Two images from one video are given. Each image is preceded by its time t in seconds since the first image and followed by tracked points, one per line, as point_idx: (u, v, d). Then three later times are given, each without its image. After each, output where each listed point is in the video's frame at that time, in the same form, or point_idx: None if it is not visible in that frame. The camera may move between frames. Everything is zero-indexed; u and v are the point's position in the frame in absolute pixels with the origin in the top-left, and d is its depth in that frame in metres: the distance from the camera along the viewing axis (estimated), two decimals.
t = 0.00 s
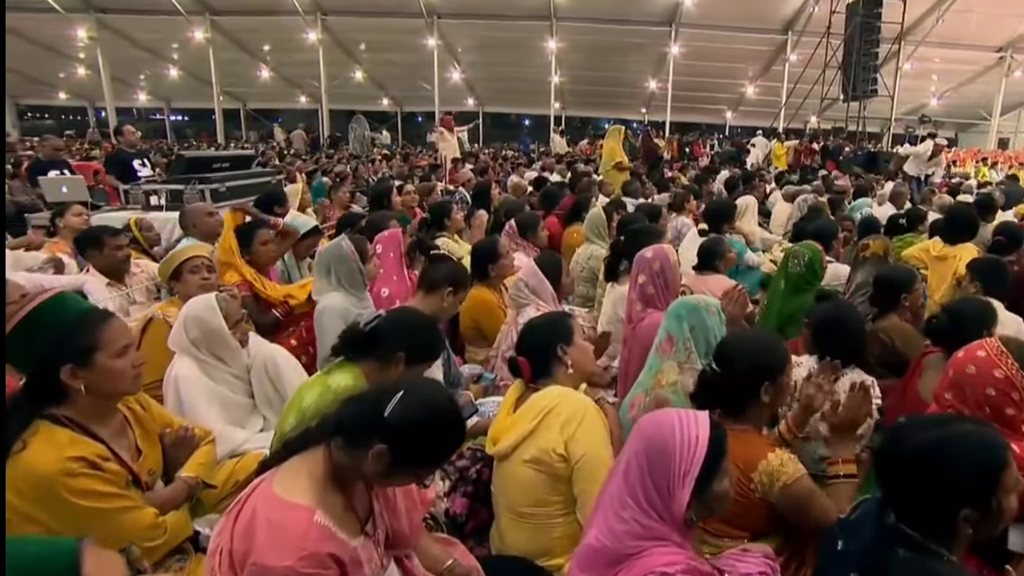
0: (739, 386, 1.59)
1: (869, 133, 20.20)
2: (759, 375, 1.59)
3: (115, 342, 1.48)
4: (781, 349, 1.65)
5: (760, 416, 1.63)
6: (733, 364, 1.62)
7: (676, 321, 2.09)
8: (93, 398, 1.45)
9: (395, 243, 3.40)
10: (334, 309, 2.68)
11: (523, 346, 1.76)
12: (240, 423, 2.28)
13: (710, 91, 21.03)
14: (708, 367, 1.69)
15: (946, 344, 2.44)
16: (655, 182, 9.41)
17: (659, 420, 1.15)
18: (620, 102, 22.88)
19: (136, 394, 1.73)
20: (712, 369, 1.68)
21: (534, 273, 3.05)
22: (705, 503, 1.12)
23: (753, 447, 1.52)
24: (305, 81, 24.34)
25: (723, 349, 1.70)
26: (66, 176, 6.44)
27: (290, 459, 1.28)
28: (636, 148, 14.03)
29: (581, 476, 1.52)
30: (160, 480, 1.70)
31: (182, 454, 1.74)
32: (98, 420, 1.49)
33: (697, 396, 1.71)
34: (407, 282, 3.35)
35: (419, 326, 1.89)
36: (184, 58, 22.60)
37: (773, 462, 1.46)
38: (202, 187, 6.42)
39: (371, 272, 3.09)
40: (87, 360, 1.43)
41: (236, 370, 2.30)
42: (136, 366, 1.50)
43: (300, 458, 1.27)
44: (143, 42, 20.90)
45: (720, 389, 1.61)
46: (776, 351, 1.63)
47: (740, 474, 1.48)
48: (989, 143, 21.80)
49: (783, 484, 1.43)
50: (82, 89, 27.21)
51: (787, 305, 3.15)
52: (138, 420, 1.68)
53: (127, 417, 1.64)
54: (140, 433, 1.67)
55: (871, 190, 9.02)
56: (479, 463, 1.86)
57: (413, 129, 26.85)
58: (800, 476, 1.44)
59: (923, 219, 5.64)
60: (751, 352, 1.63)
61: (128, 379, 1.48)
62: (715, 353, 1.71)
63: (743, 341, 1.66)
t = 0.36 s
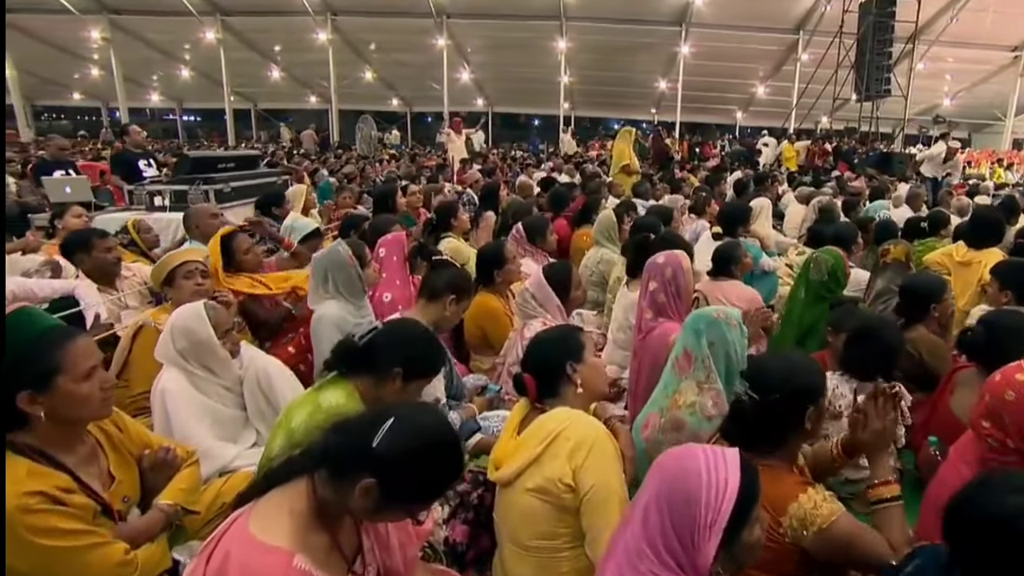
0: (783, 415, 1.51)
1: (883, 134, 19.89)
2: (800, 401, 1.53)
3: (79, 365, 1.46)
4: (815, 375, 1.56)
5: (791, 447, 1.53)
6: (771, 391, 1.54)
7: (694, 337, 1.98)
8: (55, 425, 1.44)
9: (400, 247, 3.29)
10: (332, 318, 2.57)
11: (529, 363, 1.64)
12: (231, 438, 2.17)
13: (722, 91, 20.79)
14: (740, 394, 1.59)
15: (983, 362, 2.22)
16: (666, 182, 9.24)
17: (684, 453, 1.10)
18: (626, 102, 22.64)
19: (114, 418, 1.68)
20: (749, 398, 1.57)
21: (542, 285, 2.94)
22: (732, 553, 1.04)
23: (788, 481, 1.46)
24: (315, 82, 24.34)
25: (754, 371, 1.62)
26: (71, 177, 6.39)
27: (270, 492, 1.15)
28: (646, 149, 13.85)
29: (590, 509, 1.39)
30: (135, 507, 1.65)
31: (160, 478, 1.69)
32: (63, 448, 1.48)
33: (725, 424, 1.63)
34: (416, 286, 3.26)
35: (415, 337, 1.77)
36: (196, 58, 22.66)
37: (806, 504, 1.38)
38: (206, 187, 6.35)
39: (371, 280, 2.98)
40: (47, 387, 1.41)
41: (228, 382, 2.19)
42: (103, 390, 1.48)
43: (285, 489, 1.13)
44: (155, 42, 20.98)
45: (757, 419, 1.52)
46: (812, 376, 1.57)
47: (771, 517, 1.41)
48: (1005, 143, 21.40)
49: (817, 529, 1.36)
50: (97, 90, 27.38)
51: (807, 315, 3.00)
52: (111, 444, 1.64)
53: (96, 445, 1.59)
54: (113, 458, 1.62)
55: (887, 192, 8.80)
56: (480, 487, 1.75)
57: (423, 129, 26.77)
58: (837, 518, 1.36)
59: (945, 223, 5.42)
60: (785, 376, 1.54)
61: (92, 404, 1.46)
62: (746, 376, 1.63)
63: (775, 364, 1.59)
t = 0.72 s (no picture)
0: (811, 440, 1.40)
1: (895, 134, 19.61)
2: (831, 425, 1.41)
3: (48, 373, 1.38)
4: (843, 396, 1.44)
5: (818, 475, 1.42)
6: (798, 414, 1.41)
7: (711, 351, 1.86)
8: (21, 437, 1.37)
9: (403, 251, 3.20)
10: (329, 324, 2.46)
11: (529, 381, 1.52)
12: (222, 451, 2.08)
13: (732, 91, 20.57)
14: (764, 416, 1.47)
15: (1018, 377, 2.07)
16: (676, 182, 9.08)
17: (711, 493, 1.04)
18: (635, 101, 22.45)
19: (89, 430, 1.59)
20: (774, 421, 1.45)
21: (547, 293, 2.82)
22: None
23: (815, 512, 1.37)
24: (324, 82, 24.32)
25: (778, 391, 1.50)
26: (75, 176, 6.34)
27: (243, 528, 1.04)
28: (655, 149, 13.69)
29: (598, 547, 1.27)
30: (110, 529, 1.56)
31: (138, 496, 1.59)
32: (30, 463, 1.40)
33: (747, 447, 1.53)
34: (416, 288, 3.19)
35: (413, 349, 1.65)
36: (206, 58, 22.70)
37: (837, 543, 1.30)
38: (210, 187, 6.28)
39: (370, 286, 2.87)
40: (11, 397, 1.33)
41: (218, 393, 2.09)
42: (73, 401, 1.40)
43: (262, 525, 1.02)
44: (166, 43, 21.03)
45: (784, 446, 1.40)
46: (844, 396, 1.44)
47: (800, 558, 1.32)
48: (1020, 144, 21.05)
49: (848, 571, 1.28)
50: (109, 90, 27.50)
51: (826, 323, 2.85)
52: (84, 461, 1.55)
53: (66, 463, 1.50)
54: (85, 476, 1.53)
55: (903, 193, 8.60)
56: (479, 512, 1.64)
57: (431, 129, 26.70)
58: (870, 560, 1.28)
59: (966, 226, 5.24)
60: (814, 398, 1.42)
61: (63, 415, 1.39)
62: (770, 395, 1.50)
63: (803, 381, 1.46)
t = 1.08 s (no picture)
0: (836, 469, 1.27)
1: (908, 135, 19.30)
2: (856, 456, 1.28)
3: (19, 383, 1.30)
4: (871, 419, 1.31)
5: (844, 507, 1.29)
6: (824, 444, 1.28)
7: (734, 369, 1.82)
8: None
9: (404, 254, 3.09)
10: (326, 330, 2.32)
11: (530, 404, 1.44)
12: (211, 467, 1.98)
13: (743, 91, 20.34)
14: (785, 442, 1.33)
15: None
16: (687, 183, 8.93)
17: (738, 549, 0.94)
18: (644, 102, 22.26)
19: (61, 449, 1.48)
20: (796, 449, 1.31)
21: (556, 301, 2.68)
22: None
23: (839, 545, 1.22)
24: (334, 82, 24.31)
25: (801, 413, 1.36)
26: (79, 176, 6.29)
27: None
28: (664, 149, 13.53)
29: None
30: (81, 554, 1.45)
31: (115, 517, 1.49)
32: None
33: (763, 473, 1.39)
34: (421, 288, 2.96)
35: (409, 364, 1.54)
36: (216, 58, 22.75)
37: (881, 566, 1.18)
38: (213, 188, 6.21)
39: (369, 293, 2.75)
40: None
41: (206, 405, 1.98)
42: (45, 413, 1.32)
43: None
44: (177, 43, 21.08)
45: (807, 475, 1.28)
46: (876, 422, 1.32)
47: None
48: None
49: None
50: (122, 90, 27.64)
51: (847, 332, 2.70)
52: (55, 480, 1.44)
53: (36, 481, 1.40)
54: (55, 497, 1.43)
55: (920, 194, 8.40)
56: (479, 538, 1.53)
57: (440, 129, 26.64)
58: None
59: (987, 230, 5.06)
60: (842, 427, 1.28)
61: (32, 427, 1.30)
62: (791, 418, 1.37)
63: (829, 404, 1.33)
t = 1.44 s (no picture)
0: (861, 503, 1.16)
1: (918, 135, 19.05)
2: (885, 489, 1.17)
3: None
4: (901, 448, 1.21)
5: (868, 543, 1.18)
6: (849, 476, 1.17)
7: (748, 387, 1.72)
8: None
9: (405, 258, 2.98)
10: (321, 338, 2.18)
11: (527, 429, 1.37)
12: (197, 484, 1.88)
13: (751, 91, 20.15)
14: (805, 473, 1.21)
15: None
16: (696, 184, 8.80)
17: None
18: (652, 102, 22.09)
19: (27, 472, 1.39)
20: (819, 482, 1.19)
21: (559, 306, 2.52)
22: None
23: None
24: (342, 82, 24.30)
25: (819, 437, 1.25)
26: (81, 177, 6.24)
27: None
28: (672, 150, 13.38)
29: None
30: None
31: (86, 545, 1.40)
32: None
33: (778, 503, 1.27)
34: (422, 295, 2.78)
35: (404, 381, 1.44)
36: (225, 59, 22.79)
37: None
38: (215, 189, 6.15)
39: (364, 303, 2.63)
40: None
41: (192, 418, 1.89)
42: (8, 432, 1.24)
43: None
44: (186, 44, 21.13)
45: (830, 511, 1.16)
46: (906, 454, 1.20)
47: None
48: None
49: None
50: (132, 91, 27.77)
51: (866, 341, 2.57)
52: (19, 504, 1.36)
53: None
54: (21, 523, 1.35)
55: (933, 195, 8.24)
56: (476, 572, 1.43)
57: (447, 129, 26.58)
58: None
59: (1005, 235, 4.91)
60: (868, 458, 1.17)
61: None
62: (808, 445, 1.26)
63: (848, 428, 1.22)
